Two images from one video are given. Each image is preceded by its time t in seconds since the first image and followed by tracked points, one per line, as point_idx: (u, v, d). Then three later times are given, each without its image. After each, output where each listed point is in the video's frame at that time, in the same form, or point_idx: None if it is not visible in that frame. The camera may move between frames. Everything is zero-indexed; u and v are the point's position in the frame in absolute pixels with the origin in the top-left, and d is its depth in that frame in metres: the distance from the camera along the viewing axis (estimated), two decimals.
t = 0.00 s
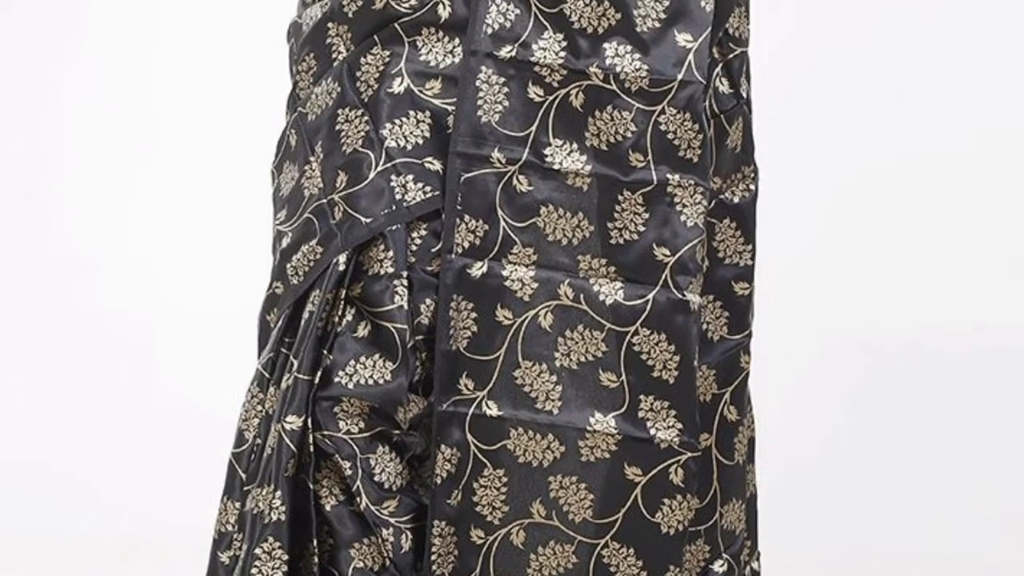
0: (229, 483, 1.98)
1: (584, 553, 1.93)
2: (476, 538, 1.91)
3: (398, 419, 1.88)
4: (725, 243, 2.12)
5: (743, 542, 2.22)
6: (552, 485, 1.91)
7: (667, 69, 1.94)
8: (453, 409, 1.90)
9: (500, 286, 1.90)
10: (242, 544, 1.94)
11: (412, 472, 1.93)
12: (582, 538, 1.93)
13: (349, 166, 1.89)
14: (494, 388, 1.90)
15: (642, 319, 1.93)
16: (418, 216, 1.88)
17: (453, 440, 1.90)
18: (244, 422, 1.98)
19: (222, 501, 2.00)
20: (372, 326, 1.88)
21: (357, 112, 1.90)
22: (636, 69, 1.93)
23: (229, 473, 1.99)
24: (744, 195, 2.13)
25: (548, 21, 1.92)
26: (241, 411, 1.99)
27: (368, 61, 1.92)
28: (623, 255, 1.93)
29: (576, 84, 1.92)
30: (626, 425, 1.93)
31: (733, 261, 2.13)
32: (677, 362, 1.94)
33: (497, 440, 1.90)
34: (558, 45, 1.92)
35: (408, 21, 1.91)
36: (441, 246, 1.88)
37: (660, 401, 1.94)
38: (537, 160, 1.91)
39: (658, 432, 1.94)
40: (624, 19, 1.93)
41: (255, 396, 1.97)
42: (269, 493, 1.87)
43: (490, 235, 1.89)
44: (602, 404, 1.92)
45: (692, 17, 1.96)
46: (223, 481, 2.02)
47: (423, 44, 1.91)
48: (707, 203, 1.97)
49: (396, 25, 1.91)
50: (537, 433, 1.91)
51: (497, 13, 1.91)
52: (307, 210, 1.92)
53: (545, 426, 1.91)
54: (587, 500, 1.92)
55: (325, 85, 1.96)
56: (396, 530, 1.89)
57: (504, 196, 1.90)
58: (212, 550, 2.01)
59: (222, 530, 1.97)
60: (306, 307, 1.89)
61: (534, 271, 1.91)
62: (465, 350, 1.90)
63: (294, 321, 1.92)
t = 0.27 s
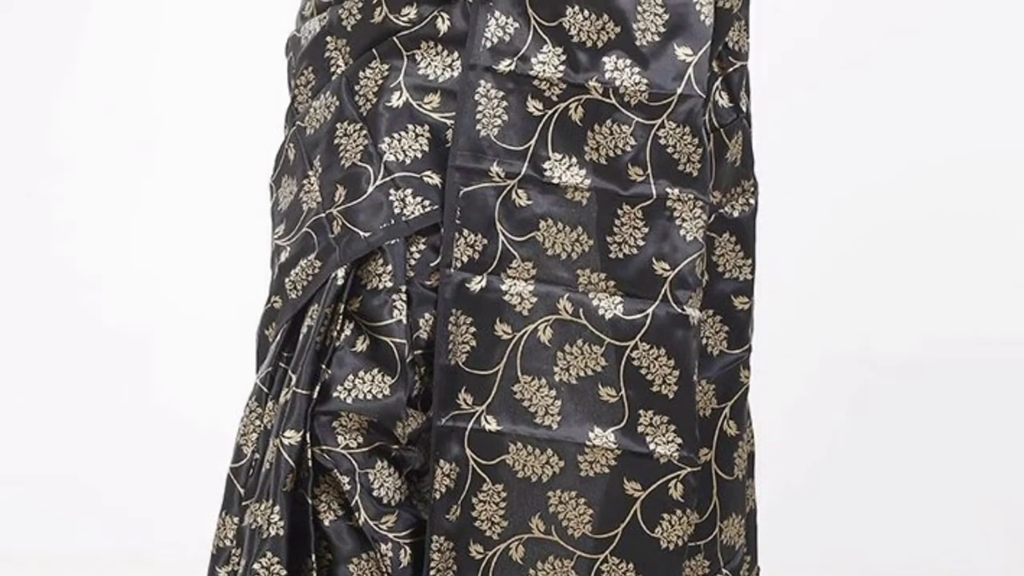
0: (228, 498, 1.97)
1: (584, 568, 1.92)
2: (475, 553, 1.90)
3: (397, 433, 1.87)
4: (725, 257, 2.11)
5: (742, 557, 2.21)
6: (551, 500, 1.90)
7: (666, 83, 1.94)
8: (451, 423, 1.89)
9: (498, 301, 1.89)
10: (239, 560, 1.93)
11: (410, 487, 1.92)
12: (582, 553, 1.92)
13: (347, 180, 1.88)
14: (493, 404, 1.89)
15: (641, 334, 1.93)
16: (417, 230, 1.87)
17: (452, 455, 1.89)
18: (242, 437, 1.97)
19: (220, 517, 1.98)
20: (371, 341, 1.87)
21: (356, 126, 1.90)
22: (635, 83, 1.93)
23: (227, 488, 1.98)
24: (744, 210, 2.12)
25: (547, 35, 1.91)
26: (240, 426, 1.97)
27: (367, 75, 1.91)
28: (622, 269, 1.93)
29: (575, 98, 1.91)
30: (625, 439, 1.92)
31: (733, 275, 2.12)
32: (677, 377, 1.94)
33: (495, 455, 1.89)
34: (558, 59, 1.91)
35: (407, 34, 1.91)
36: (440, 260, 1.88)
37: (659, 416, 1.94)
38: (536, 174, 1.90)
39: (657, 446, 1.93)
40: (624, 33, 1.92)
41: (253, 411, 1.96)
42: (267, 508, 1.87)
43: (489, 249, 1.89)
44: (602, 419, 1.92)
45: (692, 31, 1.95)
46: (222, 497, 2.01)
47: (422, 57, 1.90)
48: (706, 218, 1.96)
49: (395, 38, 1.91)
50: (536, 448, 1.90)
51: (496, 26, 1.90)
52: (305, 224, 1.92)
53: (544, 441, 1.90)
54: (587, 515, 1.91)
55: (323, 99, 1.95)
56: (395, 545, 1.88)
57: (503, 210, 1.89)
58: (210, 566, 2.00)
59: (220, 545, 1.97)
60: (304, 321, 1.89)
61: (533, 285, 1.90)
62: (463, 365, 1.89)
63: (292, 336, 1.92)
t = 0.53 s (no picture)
0: (226, 512, 1.96)
1: None
2: (474, 568, 1.89)
3: (395, 448, 1.87)
4: (725, 271, 2.11)
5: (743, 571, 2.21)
6: (551, 514, 1.90)
7: (666, 97, 1.93)
8: (450, 438, 1.88)
9: (497, 315, 1.89)
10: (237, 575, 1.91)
11: (410, 501, 1.92)
12: (582, 568, 1.91)
13: (346, 194, 1.88)
14: (491, 419, 1.89)
15: (641, 348, 1.92)
16: (415, 245, 1.86)
17: (451, 470, 1.88)
18: (241, 452, 1.97)
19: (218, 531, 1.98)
20: (370, 355, 1.87)
21: (355, 140, 1.89)
22: (634, 97, 1.92)
23: (225, 502, 1.97)
24: (743, 224, 2.12)
25: (547, 49, 1.90)
26: (238, 440, 1.97)
27: (366, 88, 1.91)
28: (621, 284, 1.92)
29: (574, 112, 1.90)
30: (624, 454, 1.92)
31: (733, 289, 2.11)
32: (676, 392, 1.93)
33: (494, 470, 1.89)
34: (557, 73, 1.90)
35: (406, 48, 1.90)
36: (439, 275, 1.87)
37: (659, 430, 1.93)
38: (535, 188, 1.90)
39: (657, 461, 1.93)
40: (623, 47, 1.91)
41: (252, 426, 1.95)
42: (266, 523, 1.86)
43: (487, 264, 1.88)
44: (600, 434, 1.91)
45: (692, 44, 1.94)
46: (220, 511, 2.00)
47: (421, 71, 1.90)
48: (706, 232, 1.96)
49: (394, 52, 1.90)
50: (535, 463, 1.89)
51: (495, 40, 1.90)
52: (304, 239, 1.91)
53: (543, 455, 1.89)
54: (586, 529, 1.91)
55: (322, 113, 1.95)
56: (393, 561, 1.88)
57: (502, 225, 1.89)
58: None
59: (218, 560, 1.96)
60: (303, 336, 1.88)
61: (532, 299, 1.90)
62: (461, 379, 1.88)
63: (291, 350, 1.91)
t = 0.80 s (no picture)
0: (225, 527, 1.95)
1: None
2: None
3: (394, 463, 1.86)
4: (724, 286, 2.10)
5: None
6: (550, 529, 1.89)
7: (665, 111, 1.92)
8: (449, 453, 1.87)
9: (496, 330, 1.88)
10: None
11: (409, 516, 1.91)
12: None
13: (345, 208, 1.87)
14: (490, 433, 1.88)
15: (640, 363, 1.91)
16: (414, 258, 1.86)
17: (450, 485, 1.88)
18: (239, 467, 1.96)
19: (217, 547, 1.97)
20: (368, 370, 1.86)
21: (353, 154, 1.89)
22: (634, 110, 1.91)
23: (224, 517, 1.96)
24: (743, 238, 2.11)
25: (546, 63, 1.90)
26: (237, 455, 1.96)
27: (364, 102, 1.90)
28: (621, 298, 1.91)
29: (574, 126, 1.90)
30: (623, 468, 1.91)
31: (733, 304, 2.11)
32: (675, 407, 1.92)
33: (494, 485, 1.88)
34: (556, 87, 1.90)
35: (405, 62, 1.90)
36: (438, 289, 1.87)
37: (658, 445, 1.92)
38: (534, 203, 1.89)
39: (656, 476, 1.92)
40: (623, 60, 1.91)
41: (250, 441, 1.94)
42: (264, 539, 1.85)
43: (486, 278, 1.88)
44: (600, 449, 1.90)
45: (691, 58, 1.94)
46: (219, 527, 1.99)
47: (420, 84, 1.89)
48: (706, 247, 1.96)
49: (392, 66, 1.90)
50: (534, 478, 1.88)
51: (493, 54, 1.89)
52: (302, 253, 1.91)
53: (542, 470, 1.88)
54: (585, 545, 1.90)
55: (321, 127, 1.94)
56: None
57: (501, 239, 1.88)
58: None
59: None
60: (301, 350, 1.88)
61: (531, 314, 1.89)
62: (460, 395, 1.88)
63: (289, 365, 1.90)
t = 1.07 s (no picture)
0: (223, 543, 1.95)
1: None
2: None
3: (393, 478, 1.85)
4: (724, 300, 2.10)
5: None
6: (549, 544, 1.89)
7: (665, 125, 1.92)
8: (448, 468, 1.87)
9: (495, 344, 1.87)
10: None
11: (408, 532, 1.91)
12: None
13: (343, 223, 1.86)
14: (489, 448, 1.87)
15: (640, 378, 1.91)
16: (413, 273, 1.85)
17: (448, 500, 1.87)
18: (237, 482, 1.95)
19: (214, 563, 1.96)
20: (367, 385, 1.85)
21: (352, 168, 1.88)
22: (633, 124, 1.90)
23: (222, 533, 1.95)
24: (743, 252, 2.10)
25: (545, 77, 1.89)
26: (235, 470, 1.95)
27: (363, 116, 1.90)
28: (620, 313, 1.91)
29: (573, 140, 1.89)
30: (622, 483, 1.90)
31: (733, 318, 2.10)
32: (675, 422, 1.92)
33: (493, 500, 1.87)
34: (555, 101, 1.89)
35: (403, 76, 1.89)
36: (437, 304, 1.86)
37: (658, 460, 1.92)
38: (534, 217, 1.88)
39: (656, 491, 1.92)
40: (623, 74, 1.90)
41: (248, 456, 1.93)
42: (263, 554, 1.85)
43: (485, 293, 1.87)
44: (599, 464, 1.90)
45: (690, 72, 1.93)
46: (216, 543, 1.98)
47: (419, 99, 1.89)
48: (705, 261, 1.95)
49: (391, 80, 1.89)
50: (534, 493, 1.88)
51: (492, 68, 1.88)
52: (300, 268, 1.90)
53: (542, 485, 1.88)
54: (584, 560, 1.90)
55: (319, 141, 1.93)
56: None
57: (500, 253, 1.87)
58: None
59: None
60: (299, 365, 1.87)
61: (530, 328, 1.88)
62: (459, 410, 1.87)
63: (287, 380, 1.90)
